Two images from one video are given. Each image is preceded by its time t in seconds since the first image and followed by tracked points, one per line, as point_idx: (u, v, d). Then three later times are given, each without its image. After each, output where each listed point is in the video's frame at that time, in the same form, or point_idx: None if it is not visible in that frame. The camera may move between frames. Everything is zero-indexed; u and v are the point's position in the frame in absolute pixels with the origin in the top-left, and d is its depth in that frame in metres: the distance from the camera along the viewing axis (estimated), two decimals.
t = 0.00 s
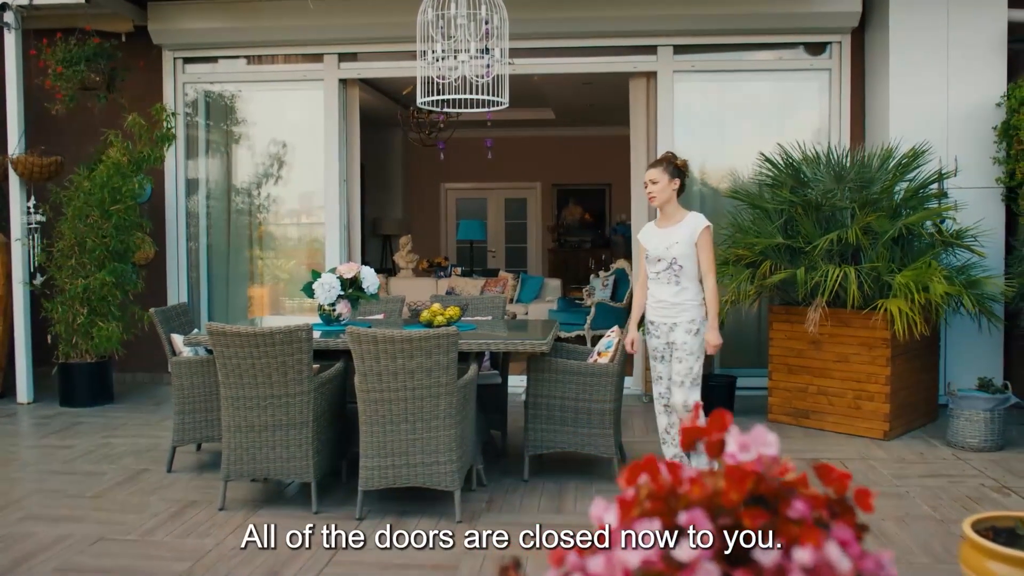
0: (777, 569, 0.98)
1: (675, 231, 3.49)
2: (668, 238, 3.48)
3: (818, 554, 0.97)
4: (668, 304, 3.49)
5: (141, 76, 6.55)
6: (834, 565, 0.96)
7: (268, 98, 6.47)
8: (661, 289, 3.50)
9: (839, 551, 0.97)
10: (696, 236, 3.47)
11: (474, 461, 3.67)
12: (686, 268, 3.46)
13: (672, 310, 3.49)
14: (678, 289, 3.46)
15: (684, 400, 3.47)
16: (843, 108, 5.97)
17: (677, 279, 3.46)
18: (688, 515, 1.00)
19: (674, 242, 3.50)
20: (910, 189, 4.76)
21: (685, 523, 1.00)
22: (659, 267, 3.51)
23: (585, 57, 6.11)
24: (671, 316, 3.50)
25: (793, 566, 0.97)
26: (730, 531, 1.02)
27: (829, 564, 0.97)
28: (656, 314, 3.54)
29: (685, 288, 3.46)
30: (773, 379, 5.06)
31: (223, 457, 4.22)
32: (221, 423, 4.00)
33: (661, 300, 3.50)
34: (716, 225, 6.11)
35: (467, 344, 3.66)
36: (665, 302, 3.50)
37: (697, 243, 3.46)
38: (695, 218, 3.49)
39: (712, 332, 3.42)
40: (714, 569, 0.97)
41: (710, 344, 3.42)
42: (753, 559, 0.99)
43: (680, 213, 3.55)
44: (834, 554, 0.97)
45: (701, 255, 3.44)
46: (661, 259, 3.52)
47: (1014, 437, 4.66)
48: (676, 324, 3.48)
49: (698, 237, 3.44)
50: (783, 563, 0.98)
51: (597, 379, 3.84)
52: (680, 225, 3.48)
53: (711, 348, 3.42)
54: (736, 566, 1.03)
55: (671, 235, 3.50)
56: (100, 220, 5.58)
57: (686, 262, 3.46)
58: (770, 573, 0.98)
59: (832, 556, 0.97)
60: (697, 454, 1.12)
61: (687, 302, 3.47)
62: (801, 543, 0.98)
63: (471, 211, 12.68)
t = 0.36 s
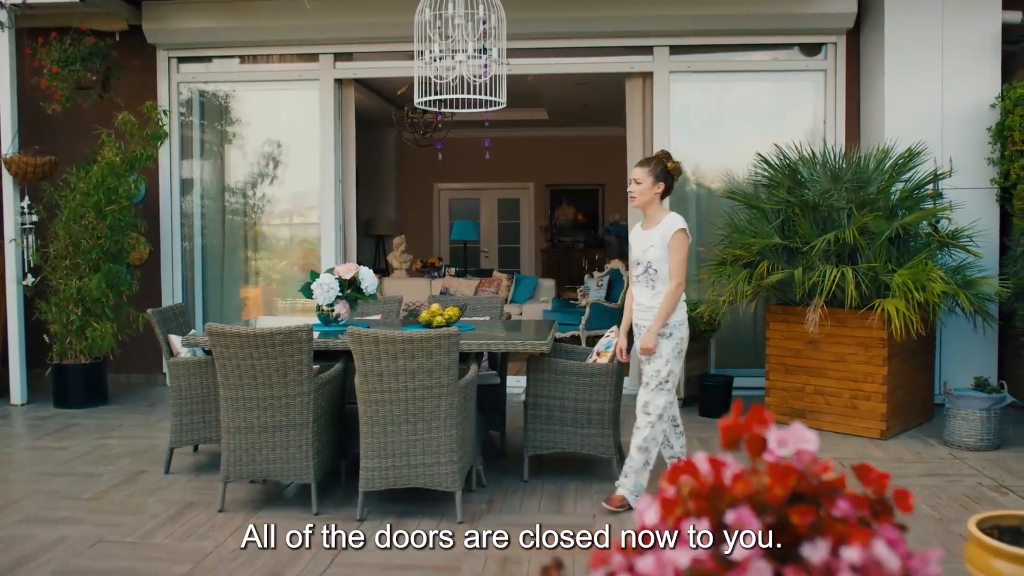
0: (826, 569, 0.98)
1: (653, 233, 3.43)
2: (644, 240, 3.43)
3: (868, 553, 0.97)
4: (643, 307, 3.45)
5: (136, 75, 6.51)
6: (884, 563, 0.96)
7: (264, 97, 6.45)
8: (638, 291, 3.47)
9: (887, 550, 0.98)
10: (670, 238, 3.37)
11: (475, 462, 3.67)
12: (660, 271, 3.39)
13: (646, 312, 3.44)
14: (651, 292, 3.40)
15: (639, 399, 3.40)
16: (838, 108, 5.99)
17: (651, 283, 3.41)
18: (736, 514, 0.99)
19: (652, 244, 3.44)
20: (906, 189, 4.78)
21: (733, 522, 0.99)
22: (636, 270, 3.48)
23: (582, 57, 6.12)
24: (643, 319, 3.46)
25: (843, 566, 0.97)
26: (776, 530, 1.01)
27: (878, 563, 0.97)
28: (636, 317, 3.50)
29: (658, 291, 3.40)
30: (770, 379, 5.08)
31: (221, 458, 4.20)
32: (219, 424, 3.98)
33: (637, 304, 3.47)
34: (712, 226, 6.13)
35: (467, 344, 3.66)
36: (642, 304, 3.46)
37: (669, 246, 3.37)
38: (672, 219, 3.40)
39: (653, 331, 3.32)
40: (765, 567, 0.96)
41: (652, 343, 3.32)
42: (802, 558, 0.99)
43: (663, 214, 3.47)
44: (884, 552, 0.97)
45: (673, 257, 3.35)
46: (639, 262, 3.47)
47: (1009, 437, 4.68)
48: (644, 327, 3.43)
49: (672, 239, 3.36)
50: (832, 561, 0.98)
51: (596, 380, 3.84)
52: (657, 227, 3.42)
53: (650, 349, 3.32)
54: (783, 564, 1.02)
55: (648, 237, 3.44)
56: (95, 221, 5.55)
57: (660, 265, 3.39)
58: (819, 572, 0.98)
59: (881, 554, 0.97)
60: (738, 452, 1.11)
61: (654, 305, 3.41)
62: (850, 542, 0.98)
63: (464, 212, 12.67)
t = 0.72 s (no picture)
0: (879, 567, 0.99)
1: (628, 234, 3.42)
2: (620, 241, 3.43)
3: (922, 552, 0.99)
4: (617, 307, 3.45)
5: (131, 74, 6.48)
6: (938, 562, 0.98)
7: (260, 97, 6.43)
8: (612, 291, 3.48)
9: (942, 548, 0.99)
10: (643, 240, 3.35)
11: (476, 462, 3.66)
12: (632, 272, 3.39)
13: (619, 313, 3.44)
14: (624, 293, 3.41)
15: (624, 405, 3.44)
16: (834, 108, 6.01)
17: (622, 283, 3.41)
18: (790, 514, 1.00)
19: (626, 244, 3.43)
20: (904, 189, 4.80)
21: (787, 522, 1.00)
22: (612, 270, 3.47)
23: (579, 57, 6.12)
24: (616, 319, 3.47)
25: (897, 564, 0.99)
26: (828, 529, 1.03)
27: (931, 561, 0.99)
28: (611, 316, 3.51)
29: (630, 292, 3.40)
30: (768, 378, 5.09)
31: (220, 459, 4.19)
32: (217, 425, 3.96)
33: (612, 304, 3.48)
34: (708, 226, 6.14)
35: (468, 344, 3.65)
36: (614, 304, 3.46)
37: (642, 248, 3.35)
38: (647, 220, 3.37)
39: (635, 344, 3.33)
40: (819, 566, 0.98)
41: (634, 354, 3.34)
42: (855, 557, 1.00)
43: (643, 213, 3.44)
44: (939, 551, 0.99)
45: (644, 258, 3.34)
46: (614, 261, 3.47)
47: (1006, 435, 4.71)
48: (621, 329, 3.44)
49: (644, 240, 3.35)
50: (885, 561, 1.00)
51: (596, 380, 3.84)
52: (632, 228, 3.40)
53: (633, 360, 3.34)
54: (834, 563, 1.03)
55: (623, 238, 3.43)
56: (91, 221, 5.52)
57: (632, 265, 3.39)
58: (873, 571, 0.99)
59: (936, 554, 0.99)
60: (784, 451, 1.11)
61: (628, 307, 3.41)
62: (903, 541, 1.00)
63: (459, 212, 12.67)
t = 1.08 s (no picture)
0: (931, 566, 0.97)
1: (611, 235, 3.40)
2: (604, 243, 3.41)
3: (972, 549, 0.97)
4: (603, 308, 3.44)
5: (126, 73, 6.45)
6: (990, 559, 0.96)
7: (256, 97, 6.41)
8: (596, 293, 3.45)
9: (991, 545, 0.97)
10: (629, 241, 3.36)
11: (478, 462, 3.66)
12: (619, 274, 3.39)
13: (606, 313, 3.43)
14: (612, 294, 3.40)
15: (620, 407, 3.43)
16: (831, 108, 6.03)
17: (610, 285, 3.40)
18: (839, 513, 0.98)
19: (610, 246, 3.41)
20: (902, 190, 4.81)
21: (836, 521, 0.98)
22: (595, 271, 3.45)
23: (577, 57, 6.12)
24: (601, 319, 3.45)
25: (949, 562, 0.96)
26: (877, 527, 1.01)
27: (983, 559, 0.97)
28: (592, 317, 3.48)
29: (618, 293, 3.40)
30: (767, 378, 5.11)
31: (219, 460, 4.17)
32: (217, 425, 3.94)
33: (597, 305, 3.46)
34: (706, 226, 6.14)
35: (470, 344, 3.65)
36: (599, 305, 3.44)
37: (629, 250, 3.35)
38: (631, 221, 3.37)
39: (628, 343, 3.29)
40: (874, 566, 0.95)
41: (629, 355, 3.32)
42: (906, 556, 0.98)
43: (621, 214, 3.43)
44: (989, 548, 0.97)
45: (632, 259, 3.35)
46: (597, 263, 3.44)
47: (1003, 434, 4.73)
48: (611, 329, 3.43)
49: (631, 242, 3.35)
50: (936, 560, 0.97)
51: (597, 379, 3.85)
52: (616, 230, 3.39)
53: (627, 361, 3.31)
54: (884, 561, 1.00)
55: (606, 239, 3.41)
56: (87, 221, 5.49)
57: (619, 267, 3.38)
58: (924, 571, 0.97)
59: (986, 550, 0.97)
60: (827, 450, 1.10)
61: (616, 308, 3.40)
62: (954, 538, 0.98)
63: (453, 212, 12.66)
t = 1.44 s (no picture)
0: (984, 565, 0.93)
1: (598, 247, 3.46)
2: (593, 255, 3.45)
3: None
4: (590, 314, 3.51)
5: (122, 72, 6.43)
6: None
7: (253, 96, 6.39)
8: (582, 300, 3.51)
9: None
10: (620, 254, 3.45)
11: (479, 462, 3.66)
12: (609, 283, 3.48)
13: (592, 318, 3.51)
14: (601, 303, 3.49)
15: (607, 400, 3.48)
16: (827, 109, 6.05)
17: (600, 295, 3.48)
18: (889, 513, 0.94)
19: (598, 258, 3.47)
20: (900, 190, 4.83)
21: (887, 520, 0.94)
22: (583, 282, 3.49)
23: (575, 57, 6.12)
24: (588, 323, 3.52)
25: (1003, 560, 0.92)
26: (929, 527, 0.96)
27: None
28: (576, 321, 3.54)
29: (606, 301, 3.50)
30: (765, 377, 5.12)
31: (218, 461, 4.16)
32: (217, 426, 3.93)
33: (584, 312, 3.51)
34: (704, 226, 6.15)
35: (472, 345, 3.65)
36: (586, 312, 3.51)
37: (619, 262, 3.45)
38: (619, 233, 3.46)
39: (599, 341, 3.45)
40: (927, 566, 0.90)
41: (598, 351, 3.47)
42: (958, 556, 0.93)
43: (598, 223, 3.48)
44: None
45: (622, 269, 3.45)
46: (584, 274, 3.48)
47: (1000, 433, 4.76)
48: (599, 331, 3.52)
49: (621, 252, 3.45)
50: (988, 559, 0.92)
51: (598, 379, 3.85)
52: (603, 242, 3.46)
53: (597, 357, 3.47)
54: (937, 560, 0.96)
55: (593, 250, 3.47)
56: (84, 221, 5.47)
57: (608, 277, 3.47)
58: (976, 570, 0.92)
59: None
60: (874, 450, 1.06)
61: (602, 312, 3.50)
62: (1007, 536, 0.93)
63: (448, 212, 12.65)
